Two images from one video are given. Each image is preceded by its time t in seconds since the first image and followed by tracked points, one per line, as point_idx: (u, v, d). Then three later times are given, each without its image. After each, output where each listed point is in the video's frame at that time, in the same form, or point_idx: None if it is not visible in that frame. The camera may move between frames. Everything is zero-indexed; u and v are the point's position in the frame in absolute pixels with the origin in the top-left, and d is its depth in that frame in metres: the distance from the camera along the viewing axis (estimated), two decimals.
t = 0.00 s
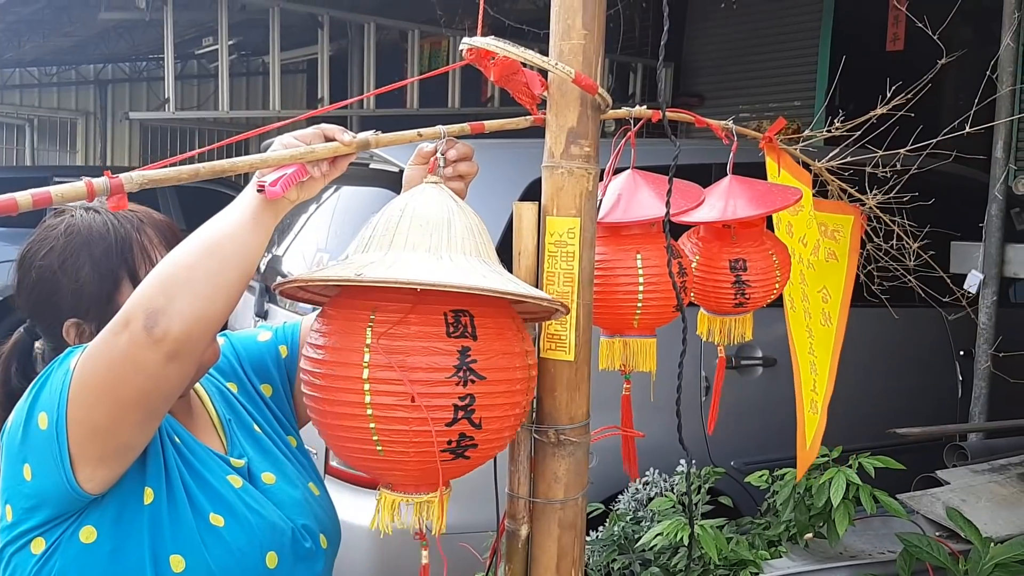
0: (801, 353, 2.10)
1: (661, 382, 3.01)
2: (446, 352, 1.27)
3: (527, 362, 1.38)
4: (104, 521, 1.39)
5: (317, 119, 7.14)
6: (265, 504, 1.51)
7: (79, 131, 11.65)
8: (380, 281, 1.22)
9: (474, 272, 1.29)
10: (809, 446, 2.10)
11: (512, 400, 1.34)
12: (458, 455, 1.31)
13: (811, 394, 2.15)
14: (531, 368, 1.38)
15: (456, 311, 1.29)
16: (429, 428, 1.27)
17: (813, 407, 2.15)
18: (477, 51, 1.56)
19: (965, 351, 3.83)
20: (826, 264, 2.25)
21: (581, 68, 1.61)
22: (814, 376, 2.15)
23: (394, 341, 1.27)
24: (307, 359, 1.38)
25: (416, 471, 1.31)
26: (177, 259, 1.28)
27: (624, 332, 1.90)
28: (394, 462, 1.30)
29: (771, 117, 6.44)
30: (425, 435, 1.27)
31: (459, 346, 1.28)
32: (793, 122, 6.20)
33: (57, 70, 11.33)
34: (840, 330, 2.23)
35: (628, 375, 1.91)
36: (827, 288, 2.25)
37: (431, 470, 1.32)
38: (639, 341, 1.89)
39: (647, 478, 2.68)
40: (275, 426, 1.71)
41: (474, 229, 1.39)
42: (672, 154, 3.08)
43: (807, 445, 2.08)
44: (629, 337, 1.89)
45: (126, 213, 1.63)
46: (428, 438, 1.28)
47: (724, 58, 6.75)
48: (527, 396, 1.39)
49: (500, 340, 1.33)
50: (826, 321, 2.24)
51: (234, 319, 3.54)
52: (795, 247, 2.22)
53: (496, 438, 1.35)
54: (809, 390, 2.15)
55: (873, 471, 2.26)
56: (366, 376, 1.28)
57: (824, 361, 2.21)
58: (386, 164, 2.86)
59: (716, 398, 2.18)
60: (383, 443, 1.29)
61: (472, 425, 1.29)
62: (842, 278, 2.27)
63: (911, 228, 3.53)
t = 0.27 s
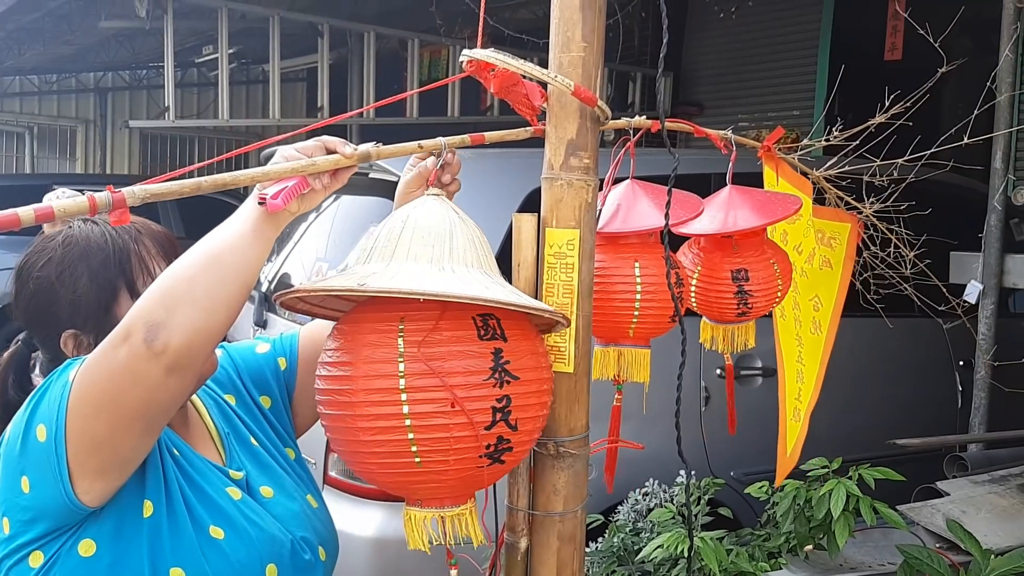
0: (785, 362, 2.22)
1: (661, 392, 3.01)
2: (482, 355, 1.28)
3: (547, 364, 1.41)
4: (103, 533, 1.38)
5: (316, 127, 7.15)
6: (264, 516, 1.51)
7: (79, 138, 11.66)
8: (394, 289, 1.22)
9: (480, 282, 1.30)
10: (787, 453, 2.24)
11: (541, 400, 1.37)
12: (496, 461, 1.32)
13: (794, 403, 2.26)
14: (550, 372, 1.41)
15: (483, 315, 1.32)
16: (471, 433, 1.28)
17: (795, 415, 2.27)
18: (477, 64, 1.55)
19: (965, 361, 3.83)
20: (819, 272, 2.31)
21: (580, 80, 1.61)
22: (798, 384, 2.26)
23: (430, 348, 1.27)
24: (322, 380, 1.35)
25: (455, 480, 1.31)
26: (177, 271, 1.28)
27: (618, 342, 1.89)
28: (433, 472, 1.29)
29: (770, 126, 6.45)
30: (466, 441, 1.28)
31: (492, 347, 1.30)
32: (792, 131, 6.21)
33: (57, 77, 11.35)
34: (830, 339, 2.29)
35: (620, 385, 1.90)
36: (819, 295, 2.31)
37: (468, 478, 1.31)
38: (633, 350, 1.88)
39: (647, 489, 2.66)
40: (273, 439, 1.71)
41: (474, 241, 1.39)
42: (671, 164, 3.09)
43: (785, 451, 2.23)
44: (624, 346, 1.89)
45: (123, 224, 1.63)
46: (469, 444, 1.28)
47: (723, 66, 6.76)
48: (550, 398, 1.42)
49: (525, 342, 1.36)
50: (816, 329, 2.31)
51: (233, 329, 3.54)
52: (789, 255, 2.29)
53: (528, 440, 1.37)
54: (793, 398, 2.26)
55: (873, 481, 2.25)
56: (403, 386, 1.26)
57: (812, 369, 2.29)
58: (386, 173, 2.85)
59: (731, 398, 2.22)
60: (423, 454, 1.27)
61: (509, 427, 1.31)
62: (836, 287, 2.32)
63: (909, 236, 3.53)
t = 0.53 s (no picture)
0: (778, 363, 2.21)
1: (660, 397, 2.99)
2: (448, 374, 1.28)
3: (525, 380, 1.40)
4: (96, 543, 1.37)
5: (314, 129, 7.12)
6: (259, 524, 1.49)
7: (76, 140, 11.62)
8: (356, 308, 1.23)
9: (452, 300, 1.30)
10: (779, 457, 2.22)
11: (511, 418, 1.36)
12: (459, 476, 1.33)
13: (788, 406, 2.25)
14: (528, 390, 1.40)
15: (455, 332, 1.31)
16: (431, 450, 1.28)
17: (788, 418, 2.24)
18: (475, 69, 1.54)
19: (965, 365, 3.82)
20: (816, 275, 2.32)
21: (579, 85, 1.60)
22: (791, 388, 2.24)
23: (396, 365, 1.28)
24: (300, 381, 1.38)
25: (416, 492, 1.32)
26: (172, 278, 1.26)
27: (617, 348, 1.88)
28: (394, 484, 1.31)
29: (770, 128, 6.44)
30: (427, 457, 1.29)
31: (460, 367, 1.30)
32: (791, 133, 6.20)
33: (54, 79, 11.31)
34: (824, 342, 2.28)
35: (619, 391, 1.89)
36: (814, 299, 2.32)
37: (430, 491, 1.33)
38: (630, 356, 1.87)
39: (645, 494, 2.65)
40: (270, 443, 1.70)
41: (459, 253, 1.39)
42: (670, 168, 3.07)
43: (778, 456, 2.21)
44: (621, 352, 1.88)
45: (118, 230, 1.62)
46: (429, 460, 1.29)
47: (722, 69, 6.75)
48: (525, 413, 1.41)
49: (499, 360, 1.35)
50: (810, 333, 2.31)
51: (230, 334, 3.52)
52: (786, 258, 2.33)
53: (496, 457, 1.37)
54: (786, 402, 2.24)
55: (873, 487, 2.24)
56: (367, 400, 1.28)
57: (804, 372, 2.29)
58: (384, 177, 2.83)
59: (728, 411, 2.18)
60: (384, 467, 1.29)
61: (472, 446, 1.31)
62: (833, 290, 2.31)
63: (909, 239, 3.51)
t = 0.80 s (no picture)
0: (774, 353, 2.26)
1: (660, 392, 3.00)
2: (413, 373, 1.29)
3: (499, 378, 1.40)
4: (97, 534, 1.38)
5: (316, 126, 7.13)
6: (259, 515, 1.50)
7: (78, 137, 11.62)
8: (341, 304, 1.25)
9: (430, 297, 1.31)
10: (775, 449, 2.27)
11: (478, 418, 1.36)
12: (422, 469, 1.34)
13: (784, 399, 2.27)
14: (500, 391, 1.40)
15: (426, 331, 1.32)
16: (393, 444, 1.30)
17: (784, 410, 2.28)
18: (475, 62, 1.55)
19: (964, 361, 3.83)
20: (817, 267, 2.32)
21: (579, 78, 1.61)
22: (788, 380, 2.28)
23: (364, 360, 1.30)
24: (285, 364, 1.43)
25: (380, 480, 1.35)
26: (171, 271, 1.27)
27: (620, 341, 1.88)
28: (360, 471, 1.34)
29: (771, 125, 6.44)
30: (389, 450, 1.31)
31: (426, 366, 1.30)
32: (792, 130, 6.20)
33: (56, 76, 11.31)
34: (822, 334, 2.27)
35: (624, 383, 1.90)
36: (812, 292, 2.33)
37: (395, 481, 1.35)
38: (635, 348, 1.88)
39: (645, 488, 2.65)
40: (271, 434, 1.70)
41: (450, 248, 1.39)
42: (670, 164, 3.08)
43: (773, 446, 2.26)
44: (626, 345, 1.88)
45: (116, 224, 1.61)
46: (391, 453, 1.31)
47: (723, 66, 6.75)
48: (498, 411, 1.41)
49: (470, 360, 1.35)
50: (808, 325, 2.31)
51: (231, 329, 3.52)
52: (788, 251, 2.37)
53: (461, 454, 1.37)
54: (783, 394, 2.28)
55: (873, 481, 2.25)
56: (336, 390, 1.31)
57: (801, 364, 2.30)
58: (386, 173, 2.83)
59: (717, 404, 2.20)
60: (349, 454, 1.33)
61: (435, 443, 1.32)
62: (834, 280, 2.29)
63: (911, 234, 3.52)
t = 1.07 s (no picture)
0: (777, 328, 2.30)
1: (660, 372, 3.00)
2: (436, 344, 1.29)
3: (507, 349, 1.40)
4: (96, 508, 1.38)
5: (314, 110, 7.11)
6: (259, 489, 1.50)
7: (75, 123, 11.58)
8: (356, 280, 1.23)
9: (444, 272, 1.30)
10: (780, 425, 2.29)
11: (493, 388, 1.37)
12: (441, 442, 1.34)
13: (789, 374, 2.30)
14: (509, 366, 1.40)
15: (443, 304, 1.32)
16: (415, 417, 1.29)
17: (789, 386, 2.30)
18: (473, 35, 1.55)
19: (963, 341, 3.83)
20: (819, 242, 2.33)
21: (578, 51, 1.60)
22: (792, 356, 2.30)
23: (387, 333, 1.28)
24: (286, 342, 1.39)
25: (399, 455, 1.33)
26: (168, 245, 1.27)
27: (620, 316, 1.88)
28: (379, 447, 1.32)
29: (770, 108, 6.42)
30: (412, 423, 1.30)
31: (448, 338, 1.30)
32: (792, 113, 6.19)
33: (53, 61, 11.26)
34: (825, 309, 2.30)
35: (624, 359, 1.90)
36: (815, 266, 2.34)
37: (414, 455, 1.34)
38: (635, 324, 1.87)
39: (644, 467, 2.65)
40: (270, 409, 1.70)
41: (453, 223, 1.39)
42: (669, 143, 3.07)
43: (779, 422, 2.28)
44: (626, 320, 1.88)
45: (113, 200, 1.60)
46: (414, 426, 1.30)
47: (722, 49, 6.73)
48: (507, 382, 1.42)
49: (484, 332, 1.35)
50: (812, 300, 2.33)
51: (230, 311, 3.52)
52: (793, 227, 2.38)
53: (477, 425, 1.37)
54: (786, 370, 2.30)
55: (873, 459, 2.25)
56: (356, 365, 1.28)
57: (805, 340, 2.32)
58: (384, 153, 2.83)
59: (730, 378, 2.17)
60: (369, 430, 1.30)
61: (456, 414, 1.32)
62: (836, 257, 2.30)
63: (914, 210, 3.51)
